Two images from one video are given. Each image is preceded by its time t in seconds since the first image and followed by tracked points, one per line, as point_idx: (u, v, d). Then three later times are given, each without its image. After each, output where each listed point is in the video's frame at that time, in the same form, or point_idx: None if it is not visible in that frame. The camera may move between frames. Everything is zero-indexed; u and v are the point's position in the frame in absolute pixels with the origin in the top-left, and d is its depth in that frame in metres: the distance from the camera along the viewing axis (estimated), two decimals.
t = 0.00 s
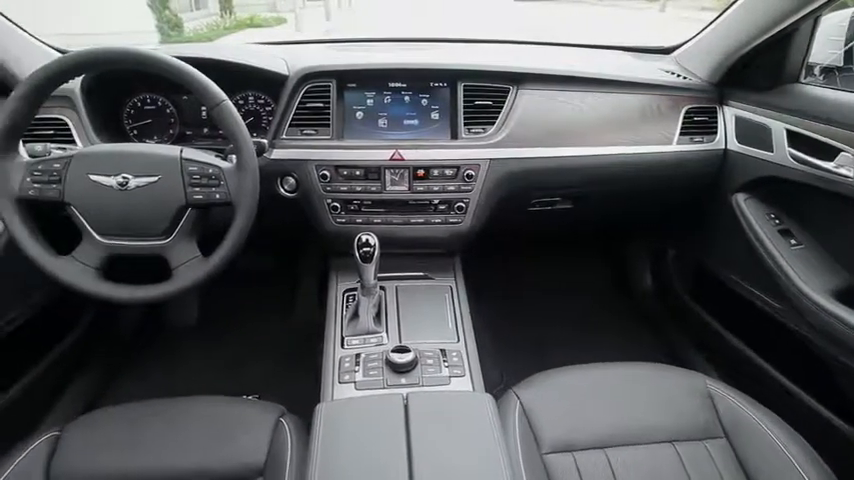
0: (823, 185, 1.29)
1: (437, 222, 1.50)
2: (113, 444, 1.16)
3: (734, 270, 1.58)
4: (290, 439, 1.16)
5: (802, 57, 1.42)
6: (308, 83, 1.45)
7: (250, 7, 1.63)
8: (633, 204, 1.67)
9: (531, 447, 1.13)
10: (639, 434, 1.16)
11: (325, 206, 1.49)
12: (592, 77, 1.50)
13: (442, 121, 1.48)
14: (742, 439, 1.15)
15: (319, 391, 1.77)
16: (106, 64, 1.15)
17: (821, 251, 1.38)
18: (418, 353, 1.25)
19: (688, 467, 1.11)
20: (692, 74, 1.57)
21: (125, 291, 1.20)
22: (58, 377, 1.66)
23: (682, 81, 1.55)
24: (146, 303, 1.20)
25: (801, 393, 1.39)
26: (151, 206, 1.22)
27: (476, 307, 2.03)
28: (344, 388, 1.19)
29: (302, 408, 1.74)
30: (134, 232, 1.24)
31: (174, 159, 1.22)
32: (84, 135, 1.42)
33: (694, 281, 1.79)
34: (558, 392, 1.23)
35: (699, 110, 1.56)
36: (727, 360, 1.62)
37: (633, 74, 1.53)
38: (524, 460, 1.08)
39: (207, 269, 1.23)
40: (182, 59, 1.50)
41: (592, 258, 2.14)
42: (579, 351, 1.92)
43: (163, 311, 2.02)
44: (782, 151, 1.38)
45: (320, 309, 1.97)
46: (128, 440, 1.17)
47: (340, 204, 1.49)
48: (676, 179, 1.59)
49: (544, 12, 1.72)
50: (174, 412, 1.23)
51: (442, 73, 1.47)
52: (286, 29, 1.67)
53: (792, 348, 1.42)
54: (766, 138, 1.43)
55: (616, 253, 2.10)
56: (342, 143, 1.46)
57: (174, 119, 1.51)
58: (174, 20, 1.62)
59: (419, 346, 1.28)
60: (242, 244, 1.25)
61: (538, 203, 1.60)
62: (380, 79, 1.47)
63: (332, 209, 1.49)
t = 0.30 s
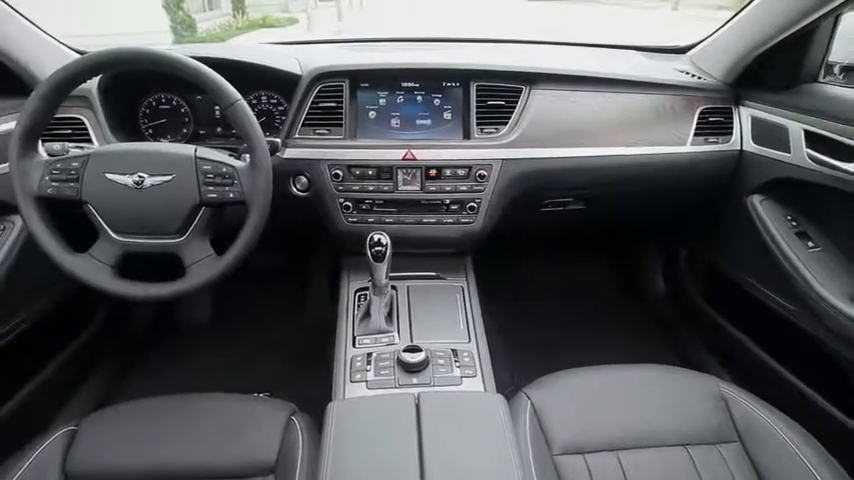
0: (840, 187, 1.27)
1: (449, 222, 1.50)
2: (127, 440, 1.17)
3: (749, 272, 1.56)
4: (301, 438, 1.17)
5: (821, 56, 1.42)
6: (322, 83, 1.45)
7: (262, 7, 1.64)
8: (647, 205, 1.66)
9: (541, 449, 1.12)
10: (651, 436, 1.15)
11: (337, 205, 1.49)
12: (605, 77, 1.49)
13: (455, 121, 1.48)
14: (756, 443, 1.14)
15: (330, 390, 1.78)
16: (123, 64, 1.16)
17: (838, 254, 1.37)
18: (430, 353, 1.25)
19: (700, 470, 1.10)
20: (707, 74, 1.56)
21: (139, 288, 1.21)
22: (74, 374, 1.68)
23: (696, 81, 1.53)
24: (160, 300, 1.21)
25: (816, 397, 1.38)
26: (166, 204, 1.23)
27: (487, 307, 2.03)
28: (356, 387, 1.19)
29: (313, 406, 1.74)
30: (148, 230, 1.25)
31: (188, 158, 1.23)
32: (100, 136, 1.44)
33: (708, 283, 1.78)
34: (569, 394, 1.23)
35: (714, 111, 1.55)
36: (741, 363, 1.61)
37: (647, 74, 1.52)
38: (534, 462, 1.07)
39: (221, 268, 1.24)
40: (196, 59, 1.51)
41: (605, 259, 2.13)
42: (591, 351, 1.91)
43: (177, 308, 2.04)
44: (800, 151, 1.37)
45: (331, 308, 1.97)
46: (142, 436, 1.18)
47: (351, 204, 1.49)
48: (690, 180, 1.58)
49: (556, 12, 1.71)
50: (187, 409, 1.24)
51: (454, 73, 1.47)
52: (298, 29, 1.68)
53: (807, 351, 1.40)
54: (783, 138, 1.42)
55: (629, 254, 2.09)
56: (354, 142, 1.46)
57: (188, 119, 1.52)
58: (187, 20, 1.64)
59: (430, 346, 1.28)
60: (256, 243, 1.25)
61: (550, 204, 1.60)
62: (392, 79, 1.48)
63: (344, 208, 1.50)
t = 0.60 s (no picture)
0: None
1: (460, 222, 1.50)
2: (139, 436, 1.18)
3: (764, 275, 1.55)
4: (312, 437, 1.17)
5: (841, 55, 1.42)
6: (334, 82, 1.46)
7: (275, 8, 1.65)
8: (660, 206, 1.65)
9: (552, 450, 1.12)
10: (663, 438, 1.15)
11: (349, 205, 1.50)
12: (618, 76, 1.49)
13: (467, 121, 1.48)
14: (770, 446, 1.13)
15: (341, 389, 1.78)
16: (138, 63, 1.17)
17: None
18: (441, 353, 1.25)
19: (713, 474, 1.09)
20: (722, 74, 1.54)
21: (153, 286, 1.22)
22: (88, 373, 1.69)
23: (711, 81, 1.52)
24: (173, 298, 1.22)
25: (832, 401, 1.36)
26: (180, 203, 1.24)
27: (498, 308, 2.02)
28: (367, 387, 1.19)
29: (324, 405, 1.75)
30: (162, 229, 1.25)
31: (202, 157, 1.24)
32: (117, 136, 1.46)
33: (721, 285, 1.77)
34: (580, 396, 1.22)
35: (729, 111, 1.53)
36: (755, 366, 1.59)
37: (661, 74, 1.51)
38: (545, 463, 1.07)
39: (234, 266, 1.25)
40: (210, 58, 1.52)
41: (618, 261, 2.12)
42: (603, 352, 1.90)
43: (189, 306, 2.05)
44: (817, 151, 1.35)
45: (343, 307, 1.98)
46: (154, 433, 1.18)
47: (363, 204, 1.49)
48: (704, 180, 1.56)
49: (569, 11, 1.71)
50: (199, 407, 1.24)
51: (466, 73, 1.46)
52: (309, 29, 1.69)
53: (823, 355, 1.39)
54: (800, 139, 1.40)
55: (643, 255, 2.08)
56: (366, 142, 1.47)
57: (202, 118, 1.53)
58: (200, 20, 1.65)
59: (441, 346, 1.28)
60: (268, 242, 1.26)
61: (561, 204, 1.59)
62: (404, 79, 1.48)
63: (356, 208, 1.50)
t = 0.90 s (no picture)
0: None
1: (472, 222, 1.49)
2: (152, 432, 1.19)
3: (780, 277, 1.54)
4: (323, 436, 1.18)
5: None
6: (347, 82, 1.46)
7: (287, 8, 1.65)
8: (674, 206, 1.63)
9: (563, 452, 1.12)
10: (676, 441, 1.14)
11: (360, 204, 1.50)
12: (631, 76, 1.48)
13: (479, 121, 1.47)
14: (784, 450, 1.12)
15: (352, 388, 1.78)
16: (154, 63, 1.18)
17: None
18: (452, 353, 1.25)
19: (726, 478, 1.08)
20: (737, 74, 1.53)
21: (167, 283, 1.23)
22: (102, 370, 1.70)
23: (725, 81, 1.51)
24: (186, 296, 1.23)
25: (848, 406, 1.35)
26: (193, 202, 1.24)
27: (509, 308, 2.02)
28: (378, 386, 1.19)
29: (335, 404, 1.75)
30: (176, 227, 1.26)
31: (215, 156, 1.24)
32: (132, 136, 1.47)
33: (736, 286, 1.75)
34: (592, 398, 1.22)
35: (745, 112, 1.52)
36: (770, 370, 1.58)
37: (675, 74, 1.50)
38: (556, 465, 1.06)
39: (246, 265, 1.25)
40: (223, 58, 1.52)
41: (628, 261, 2.12)
42: (615, 354, 1.89)
43: (202, 304, 2.06)
44: (836, 152, 1.34)
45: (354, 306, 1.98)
46: (166, 430, 1.19)
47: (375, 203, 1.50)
48: (718, 181, 1.55)
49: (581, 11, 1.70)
50: (211, 404, 1.25)
51: (478, 73, 1.46)
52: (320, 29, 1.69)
53: (839, 360, 1.37)
54: (818, 139, 1.39)
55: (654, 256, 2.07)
56: (378, 141, 1.47)
57: (215, 117, 1.54)
58: (213, 21, 1.65)
59: (451, 346, 1.28)
60: (280, 241, 1.26)
61: (574, 205, 1.58)
62: (416, 78, 1.48)
63: (367, 207, 1.50)
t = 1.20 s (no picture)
0: None
1: (483, 223, 1.49)
2: (163, 429, 1.19)
3: (795, 279, 1.52)
4: (333, 434, 1.18)
5: None
6: (359, 82, 1.46)
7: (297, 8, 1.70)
8: (687, 207, 1.62)
9: (572, 454, 1.11)
10: (687, 443, 1.13)
11: (371, 204, 1.50)
12: (644, 77, 1.47)
13: (491, 121, 1.47)
14: (799, 455, 1.10)
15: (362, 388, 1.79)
16: (168, 63, 1.19)
17: None
18: (462, 353, 1.25)
19: None
20: (752, 74, 1.52)
21: (180, 281, 1.24)
22: (114, 367, 1.71)
23: (741, 80, 1.49)
24: (199, 294, 1.24)
25: None
26: (206, 201, 1.25)
27: (519, 309, 2.01)
28: (388, 385, 1.19)
29: (345, 403, 1.75)
30: (189, 225, 1.27)
31: (228, 155, 1.25)
32: (146, 136, 1.48)
33: (750, 288, 1.74)
34: (602, 399, 1.21)
35: (759, 112, 1.50)
36: (784, 373, 1.56)
37: (689, 73, 1.49)
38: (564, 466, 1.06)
39: (259, 264, 1.26)
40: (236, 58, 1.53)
41: (639, 262, 2.11)
42: (626, 355, 1.88)
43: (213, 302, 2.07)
44: None
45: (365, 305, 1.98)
46: (177, 427, 1.20)
47: (386, 203, 1.50)
48: (732, 183, 1.54)
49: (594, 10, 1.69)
50: (221, 402, 1.26)
51: (490, 73, 1.45)
52: (330, 29, 1.70)
53: None
54: (836, 141, 1.36)
55: (665, 257, 2.06)
56: (389, 141, 1.47)
57: (227, 117, 1.55)
58: (225, 20, 1.66)
59: (462, 346, 1.28)
60: (292, 240, 1.27)
61: (585, 206, 1.58)
62: (428, 78, 1.47)
63: (378, 207, 1.50)
